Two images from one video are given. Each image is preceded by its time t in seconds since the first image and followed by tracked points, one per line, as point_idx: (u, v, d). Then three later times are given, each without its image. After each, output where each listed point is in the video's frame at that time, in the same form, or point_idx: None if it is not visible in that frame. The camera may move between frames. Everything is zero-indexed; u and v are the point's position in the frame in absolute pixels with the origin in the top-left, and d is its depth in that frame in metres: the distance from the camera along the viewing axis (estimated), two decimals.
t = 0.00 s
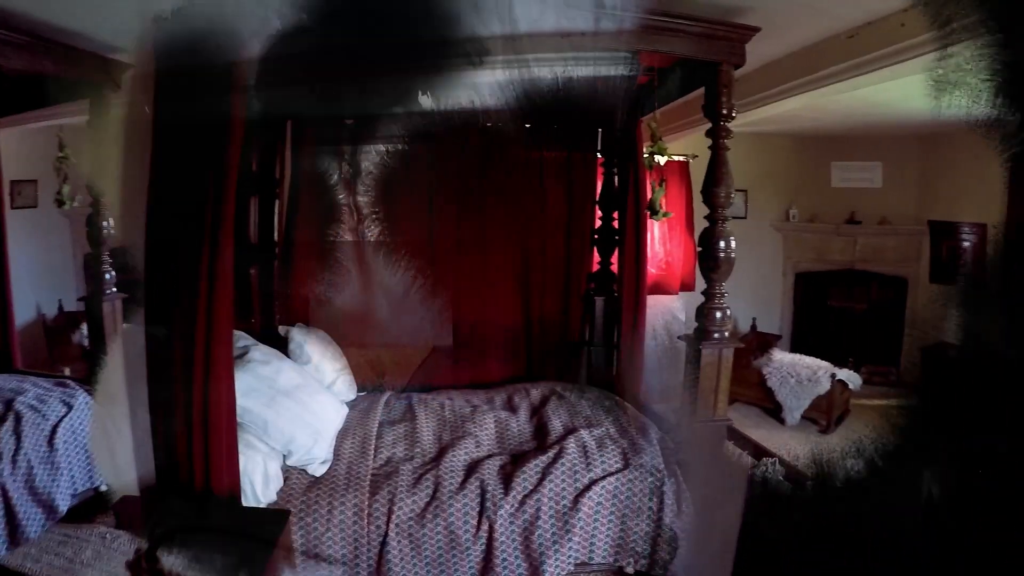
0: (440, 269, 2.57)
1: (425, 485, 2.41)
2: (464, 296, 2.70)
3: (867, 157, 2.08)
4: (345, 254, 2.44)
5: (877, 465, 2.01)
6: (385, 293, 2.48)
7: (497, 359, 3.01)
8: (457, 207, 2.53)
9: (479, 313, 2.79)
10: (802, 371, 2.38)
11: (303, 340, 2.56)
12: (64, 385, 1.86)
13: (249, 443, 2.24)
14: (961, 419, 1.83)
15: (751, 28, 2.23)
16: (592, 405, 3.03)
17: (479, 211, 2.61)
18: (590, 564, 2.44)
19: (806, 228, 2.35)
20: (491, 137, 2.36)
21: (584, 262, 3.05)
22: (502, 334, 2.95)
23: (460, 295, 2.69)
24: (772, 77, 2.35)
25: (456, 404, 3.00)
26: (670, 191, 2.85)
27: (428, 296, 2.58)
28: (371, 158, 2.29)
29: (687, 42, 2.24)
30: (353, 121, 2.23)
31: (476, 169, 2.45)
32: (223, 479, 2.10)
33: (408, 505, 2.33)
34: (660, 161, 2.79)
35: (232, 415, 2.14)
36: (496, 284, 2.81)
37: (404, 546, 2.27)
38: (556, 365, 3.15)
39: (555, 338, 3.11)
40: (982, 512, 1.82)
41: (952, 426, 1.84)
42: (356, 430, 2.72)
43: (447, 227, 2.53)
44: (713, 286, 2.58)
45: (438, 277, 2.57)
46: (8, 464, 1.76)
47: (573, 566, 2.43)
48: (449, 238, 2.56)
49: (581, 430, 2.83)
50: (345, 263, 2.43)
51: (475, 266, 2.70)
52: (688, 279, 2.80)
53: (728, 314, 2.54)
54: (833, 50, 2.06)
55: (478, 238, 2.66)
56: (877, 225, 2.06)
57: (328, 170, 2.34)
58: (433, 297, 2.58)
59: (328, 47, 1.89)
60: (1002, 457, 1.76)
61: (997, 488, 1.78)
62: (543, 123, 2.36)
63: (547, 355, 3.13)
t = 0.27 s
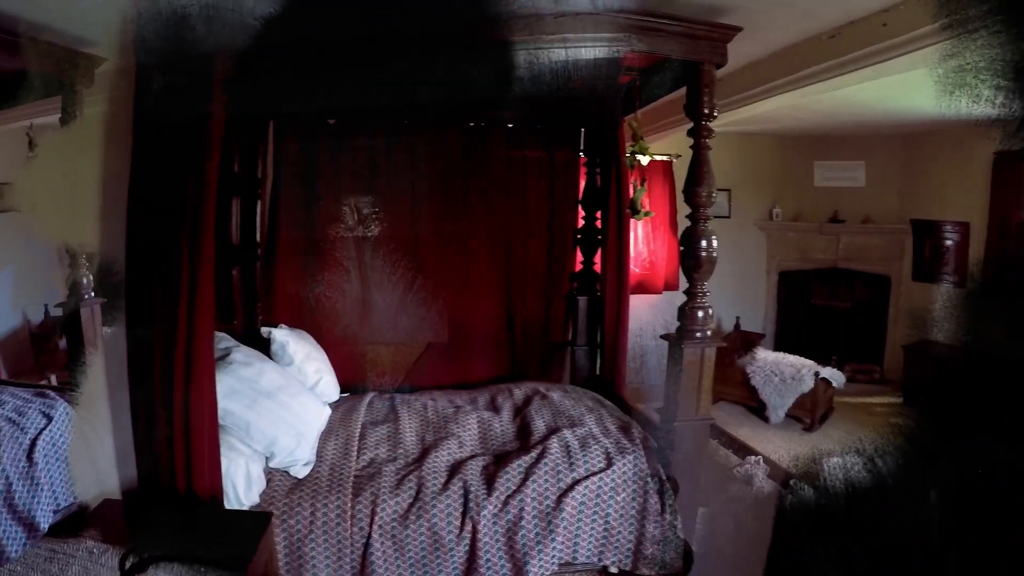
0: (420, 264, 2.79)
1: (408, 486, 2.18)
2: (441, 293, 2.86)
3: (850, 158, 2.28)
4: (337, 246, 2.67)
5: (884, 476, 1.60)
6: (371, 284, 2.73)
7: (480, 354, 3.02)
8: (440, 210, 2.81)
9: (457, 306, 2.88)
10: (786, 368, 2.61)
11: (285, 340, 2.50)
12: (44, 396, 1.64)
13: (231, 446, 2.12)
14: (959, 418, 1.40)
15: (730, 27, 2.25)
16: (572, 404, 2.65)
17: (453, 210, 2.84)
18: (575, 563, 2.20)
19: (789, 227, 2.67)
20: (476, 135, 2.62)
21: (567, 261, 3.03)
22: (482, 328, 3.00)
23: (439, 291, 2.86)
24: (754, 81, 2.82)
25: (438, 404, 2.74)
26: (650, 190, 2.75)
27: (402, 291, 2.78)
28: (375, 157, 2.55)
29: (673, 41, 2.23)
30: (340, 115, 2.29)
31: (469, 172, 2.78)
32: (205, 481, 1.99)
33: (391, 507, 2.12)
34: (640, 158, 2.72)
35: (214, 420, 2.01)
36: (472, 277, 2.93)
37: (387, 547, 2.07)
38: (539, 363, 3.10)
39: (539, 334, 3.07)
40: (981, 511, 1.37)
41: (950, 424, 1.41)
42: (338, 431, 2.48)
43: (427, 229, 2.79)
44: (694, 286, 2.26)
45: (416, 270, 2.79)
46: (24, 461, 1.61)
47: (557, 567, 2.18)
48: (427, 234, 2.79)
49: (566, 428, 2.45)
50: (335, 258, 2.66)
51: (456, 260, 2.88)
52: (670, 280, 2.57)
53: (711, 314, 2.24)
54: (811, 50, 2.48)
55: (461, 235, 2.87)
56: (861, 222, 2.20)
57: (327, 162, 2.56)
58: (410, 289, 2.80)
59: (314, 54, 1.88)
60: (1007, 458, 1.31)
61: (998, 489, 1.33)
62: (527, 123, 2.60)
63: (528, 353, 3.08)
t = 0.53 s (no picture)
0: (395, 267, 2.76)
1: (389, 486, 2.11)
2: (415, 297, 2.80)
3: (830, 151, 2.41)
4: (313, 252, 2.62)
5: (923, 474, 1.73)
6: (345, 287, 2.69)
7: (458, 356, 2.92)
8: (415, 212, 2.77)
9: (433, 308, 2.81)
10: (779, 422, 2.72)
11: (264, 340, 2.41)
12: (51, 405, 1.38)
13: (210, 447, 2.06)
14: None
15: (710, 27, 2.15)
16: (553, 402, 2.53)
17: (426, 212, 2.78)
18: (555, 562, 2.14)
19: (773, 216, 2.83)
20: (457, 133, 2.77)
21: (546, 261, 3.02)
22: (459, 329, 2.90)
23: (414, 294, 2.80)
24: (729, 82, 2.90)
25: (420, 404, 2.59)
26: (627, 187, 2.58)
27: (375, 295, 2.73)
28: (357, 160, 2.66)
29: (648, 41, 2.14)
30: (332, 106, 2.44)
31: (448, 173, 2.80)
32: (182, 482, 1.91)
33: (371, 507, 2.05)
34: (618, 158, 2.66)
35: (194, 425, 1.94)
36: (446, 279, 2.85)
37: (368, 548, 2.02)
38: (518, 364, 3.04)
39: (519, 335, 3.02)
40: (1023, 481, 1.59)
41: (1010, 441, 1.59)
42: (319, 430, 2.37)
43: (401, 233, 2.76)
44: (672, 284, 2.07)
45: (391, 274, 2.75)
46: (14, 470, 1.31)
47: (538, 565, 2.13)
48: (402, 237, 2.75)
49: (547, 428, 2.32)
50: (307, 265, 2.62)
51: (431, 262, 2.82)
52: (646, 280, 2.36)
53: (690, 313, 2.08)
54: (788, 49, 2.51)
55: (439, 237, 2.81)
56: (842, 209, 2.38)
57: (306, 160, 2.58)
58: (384, 293, 2.75)
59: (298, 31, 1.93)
60: None
61: None
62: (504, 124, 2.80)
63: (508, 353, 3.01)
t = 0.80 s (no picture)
0: (373, 269, 2.75)
1: (368, 488, 2.10)
2: (393, 299, 2.78)
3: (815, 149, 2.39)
4: (291, 253, 2.62)
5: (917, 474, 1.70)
6: (323, 289, 2.69)
7: (438, 357, 2.90)
8: (393, 214, 2.75)
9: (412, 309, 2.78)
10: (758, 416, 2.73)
11: (243, 341, 2.40)
12: None
13: (189, 450, 2.05)
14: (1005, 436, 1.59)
15: (689, 28, 2.15)
16: (533, 403, 2.51)
17: (402, 214, 2.76)
18: (535, 562, 2.14)
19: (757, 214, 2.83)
20: (436, 134, 2.78)
21: (526, 261, 2.97)
22: (437, 331, 2.88)
23: (393, 296, 2.78)
24: (708, 83, 2.91)
25: (398, 406, 2.56)
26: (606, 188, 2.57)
27: (353, 297, 2.72)
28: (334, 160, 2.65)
29: (626, 43, 2.14)
30: (312, 103, 2.44)
31: (426, 174, 2.79)
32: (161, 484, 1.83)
33: (350, 509, 2.04)
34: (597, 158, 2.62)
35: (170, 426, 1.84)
36: (423, 280, 2.82)
37: (347, 550, 2.00)
38: (498, 365, 3.01)
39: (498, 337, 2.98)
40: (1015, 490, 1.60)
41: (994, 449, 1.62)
42: (297, 432, 2.35)
43: (380, 235, 2.74)
44: (650, 285, 2.07)
45: (369, 275, 2.74)
46: None
47: (517, 566, 2.12)
48: (379, 237, 2.73)
49: (527, 428, 2.32)
50: (283, 267, 2.60)
51: (410, 264, 2.80)
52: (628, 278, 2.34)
53: (668, 314, 2.08)
54: (765, 50, 2.53)
55: (417, 238, 2.80)
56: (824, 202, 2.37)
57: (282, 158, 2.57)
58: (361, 294, 2.73)
59: (278, 28, 1.94)
60: None
61: None
62: (484, 124, 2.83)
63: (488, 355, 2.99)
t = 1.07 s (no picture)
0: (356, 270, 2.75)
1: (350, 490, 2.09)
2: (376, 299, 2.78)
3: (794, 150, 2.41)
4: (270, 253, 2.61)
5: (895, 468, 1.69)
6: (306, 290, 2.69)
7: (421, 358, 2.90)
8: (374, 214, 2.74)
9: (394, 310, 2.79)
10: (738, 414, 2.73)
11: (226, 343, 2.39)
12: None
13: (170, 452, 2.04)
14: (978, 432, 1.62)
15: (670, 29, 2.16)
16: (515, 403, 2.50)
17: (384, 214, 2.76)
18: (518, 563, 2.14)
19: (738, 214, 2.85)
20: (416, 134, 2.78)
21: (507, 262, 2.99)
22: (420, 331, 2.88)
23: (376, 296, 2.78)
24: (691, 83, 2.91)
25: (380, 406, 2.56)
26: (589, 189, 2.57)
27: (335, 297, 2.72)
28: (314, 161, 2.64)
29: (607, 43, 2.15)
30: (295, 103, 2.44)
31: (409, 175, 2.79)
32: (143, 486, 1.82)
33: (332, 511, 2.03)
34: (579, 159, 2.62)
35: (150, 424, 1.84)
36: (405, 281, 2.83)
37: (330, 552, 1.99)
38: (481, 366, 3.02)
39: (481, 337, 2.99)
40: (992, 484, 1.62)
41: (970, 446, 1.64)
42: (280, 434, 2.34)
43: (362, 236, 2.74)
44: (631, 285, 2.07)
45: (352, 276, 2.74)
46: None
47: (501, 567, 2.13)
48: (361, 238, 2.73)
49: (509, 429, 2.31)
50: (264, 268, 2.60)
51: (392, 264, 2.80)
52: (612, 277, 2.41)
53: (649, 313, 2.08)
54: (744, 51, 2.55)
55: (399, 238, 2.79)
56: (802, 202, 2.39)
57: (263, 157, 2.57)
58: (344, 295, 2.73)
59: (260, 27, 1.94)
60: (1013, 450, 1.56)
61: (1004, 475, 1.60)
62: (466, 125, 2.83)
63: (472, 355, 2.99)
